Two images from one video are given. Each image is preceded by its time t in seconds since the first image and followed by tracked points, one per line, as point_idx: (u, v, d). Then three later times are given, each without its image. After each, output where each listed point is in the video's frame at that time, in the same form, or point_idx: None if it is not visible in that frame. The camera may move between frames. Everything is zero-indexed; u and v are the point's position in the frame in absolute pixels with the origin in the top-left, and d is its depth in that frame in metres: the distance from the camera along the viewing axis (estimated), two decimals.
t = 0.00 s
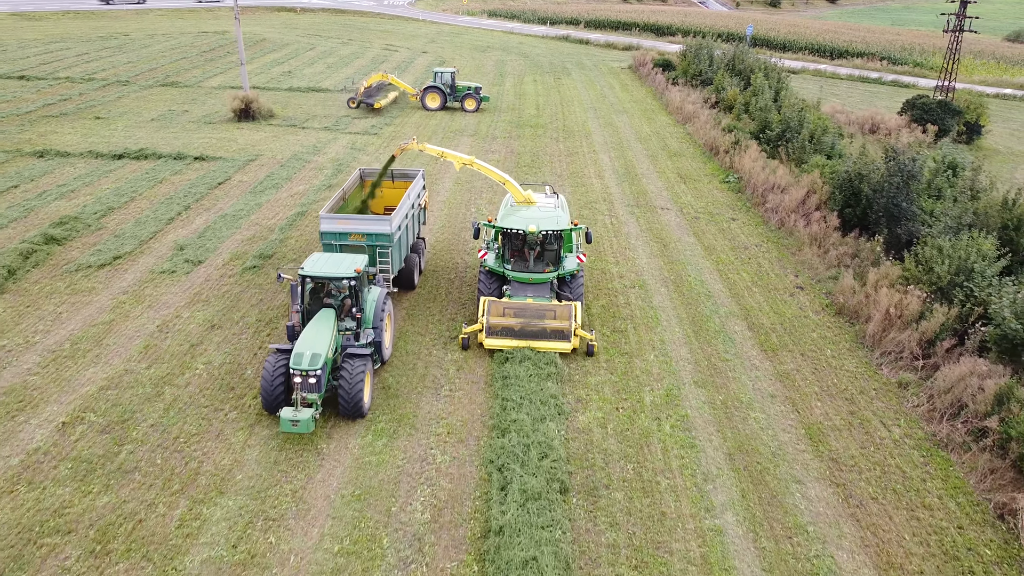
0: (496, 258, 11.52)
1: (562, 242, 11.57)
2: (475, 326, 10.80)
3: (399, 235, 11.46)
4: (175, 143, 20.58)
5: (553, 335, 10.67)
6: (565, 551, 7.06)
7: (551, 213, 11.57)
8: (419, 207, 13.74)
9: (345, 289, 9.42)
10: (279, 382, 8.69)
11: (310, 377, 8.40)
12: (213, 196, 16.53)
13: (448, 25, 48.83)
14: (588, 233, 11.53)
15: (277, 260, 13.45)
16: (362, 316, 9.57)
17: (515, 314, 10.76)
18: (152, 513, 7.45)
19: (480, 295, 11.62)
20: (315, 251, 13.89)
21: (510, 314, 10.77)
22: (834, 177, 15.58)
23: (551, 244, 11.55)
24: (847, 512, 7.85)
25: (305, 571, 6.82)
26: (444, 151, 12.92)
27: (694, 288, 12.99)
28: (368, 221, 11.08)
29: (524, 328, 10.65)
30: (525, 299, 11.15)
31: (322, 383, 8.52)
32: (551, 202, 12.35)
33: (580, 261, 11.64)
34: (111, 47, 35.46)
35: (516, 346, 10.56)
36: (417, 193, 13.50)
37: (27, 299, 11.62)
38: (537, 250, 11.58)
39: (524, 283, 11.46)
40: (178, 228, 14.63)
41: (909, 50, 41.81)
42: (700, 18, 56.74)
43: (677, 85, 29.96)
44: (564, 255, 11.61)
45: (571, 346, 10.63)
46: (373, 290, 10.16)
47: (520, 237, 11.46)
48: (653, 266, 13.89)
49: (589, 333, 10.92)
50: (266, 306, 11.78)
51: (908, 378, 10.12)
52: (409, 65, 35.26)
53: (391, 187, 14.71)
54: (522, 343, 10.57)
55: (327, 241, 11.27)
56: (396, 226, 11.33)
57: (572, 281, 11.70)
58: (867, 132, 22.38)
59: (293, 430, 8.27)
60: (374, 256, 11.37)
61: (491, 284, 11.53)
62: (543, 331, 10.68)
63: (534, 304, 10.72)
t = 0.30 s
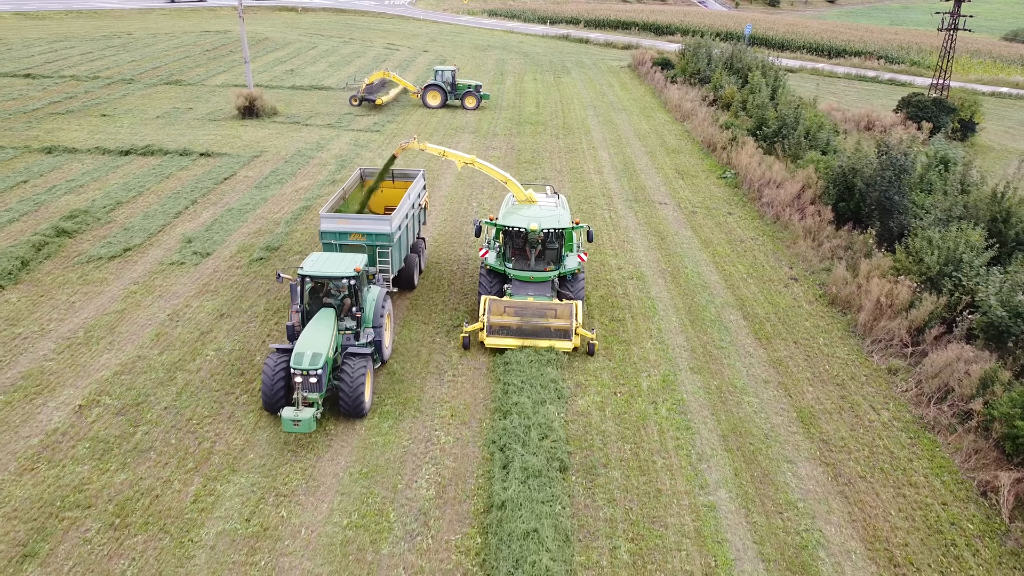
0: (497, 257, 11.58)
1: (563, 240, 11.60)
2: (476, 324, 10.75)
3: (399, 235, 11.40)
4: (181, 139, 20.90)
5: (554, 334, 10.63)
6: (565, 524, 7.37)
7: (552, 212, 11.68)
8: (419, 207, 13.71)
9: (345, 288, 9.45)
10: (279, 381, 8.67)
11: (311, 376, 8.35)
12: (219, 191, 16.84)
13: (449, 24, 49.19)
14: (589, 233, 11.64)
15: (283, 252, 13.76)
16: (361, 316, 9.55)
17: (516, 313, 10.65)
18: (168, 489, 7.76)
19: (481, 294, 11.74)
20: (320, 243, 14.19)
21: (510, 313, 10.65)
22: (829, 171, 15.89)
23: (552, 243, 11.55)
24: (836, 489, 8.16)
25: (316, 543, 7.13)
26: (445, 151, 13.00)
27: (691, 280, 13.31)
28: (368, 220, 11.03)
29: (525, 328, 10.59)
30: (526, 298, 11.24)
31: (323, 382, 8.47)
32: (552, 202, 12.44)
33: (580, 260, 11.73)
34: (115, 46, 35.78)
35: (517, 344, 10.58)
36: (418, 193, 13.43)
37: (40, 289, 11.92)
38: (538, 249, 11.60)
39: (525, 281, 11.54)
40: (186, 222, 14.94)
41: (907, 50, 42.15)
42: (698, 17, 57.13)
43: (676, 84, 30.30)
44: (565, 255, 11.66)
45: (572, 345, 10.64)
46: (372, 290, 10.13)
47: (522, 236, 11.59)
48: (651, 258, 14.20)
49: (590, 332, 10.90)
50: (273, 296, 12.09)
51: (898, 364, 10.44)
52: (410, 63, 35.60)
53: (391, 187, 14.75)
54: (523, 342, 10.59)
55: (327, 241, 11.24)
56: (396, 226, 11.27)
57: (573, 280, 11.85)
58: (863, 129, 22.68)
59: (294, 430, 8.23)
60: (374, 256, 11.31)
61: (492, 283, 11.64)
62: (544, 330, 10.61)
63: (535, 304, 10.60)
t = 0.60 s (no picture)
0: (498, 257, 11.53)
1: (564, 241, 11.58)
2: (478, 324, 10.76)
3: (399, 236, 11.42)
4: (186, 136, 21.18)
5: (556, 334, 10.66)
6: (566, 502, 7.65)
7: (553, 212, 11.66)
8: (420, 207, 13.64)
9: (345, 289, 9.38)
10: (280, 382, 8.61)
11: (312, 377, 8.31)
12: (225, 186, 17.13)
13: (450, 24, 49.49)
14: (591, 233, 11.57)
15: (289, 245, 14.04)
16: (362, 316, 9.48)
17: (519, 313, 10.70)
18: (182, 470, 8.03)
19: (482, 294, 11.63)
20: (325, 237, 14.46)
21: (513, 313, 10.69)
22: (825, 167, 16.18)
23: (554, 243, 11.53)
24: (827, 470, 8.44)
25: (325, 519, 7.40)
26: (446, 151, 12.94)
27: (689, 272, 13.59)
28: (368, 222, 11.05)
29: (526, 328, 10.61)
30: (528, 299, 11.22)
31: (325, 383, 8.43)
32: (553, 201, 12.44)
33: (581, 261, 11.72)
34: (118, 46, 36.05)
35: (519, 345, 10.55)
36: (418, 193, 13.33)
37: (53, 281, 12.20)
38: (540, 249, 11.60)
39: (527, 281, 11.53)
40: (194, 216, 15.22)
41: (904, 49, 42.45)
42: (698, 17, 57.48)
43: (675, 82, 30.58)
44: (566, 255, 11.65)
45: (573, 345, 10.63)
46: (372, 290, 10.09)
47: (523, 237, 11.55)
48: (650, 252, 14.48)
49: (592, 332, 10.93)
50: (280, 287, 12.38)
51: (890, 353, 10.71)
52: (412, 63, 35.89)
53: (391, 187, 14.66)
54: (525, 342, 10.57)
55: (327, 241, 11.27)
56: (396, 227, 11.29)
57: (574, 280, 11.85)
58: (860, 126, 22.96)
59: (296, 431, 8.16)
60: (374, 257, 11.35)
61: (493, 284, 11.55)
62: (546, 330, 10.66)
63: (537, 303, 10.68)
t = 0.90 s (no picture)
0: (500, 257, 11.47)
1: (567, 240, 11.44)
2: (480, 324, 10.73)
3: (400, 237, 11.36)
4: (191, 133, 21.43)
5: (558, 334, 10.61)
6: (567, 482, 7.92)
7: (556, 212, 11.59)
8: (421, 208, 13.52)
9: (346, 290, 9.28)
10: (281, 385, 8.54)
11: (314, 380, 8.26)
12: (231, 182, 17.38)
13: (451, 23, 49.75)
14: (594, 233, 11.41)
15: (295, 238, 14.29)
16: (364, 317, 9.39)
17: (520, 314, 10.65)
18: (196, 451, 8.29)
19: (483, 295, 11.56)
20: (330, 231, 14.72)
21: (514, 313, 10.65)
22: (821, 163, 16.44)
23: (556, 243, 11.40)
24: (821, 453, 8.70)
25: (335, 498, 7.66)
26: (447, 151, 12.91)
27: (688, 265, 13.84)
28: (369, 222, 11.02)
29: (528, 328, 10.58)
30: (529, 299, 11.14)
31: (326, 385, 8.40)
32: (555, 202, 12.40)
33: (584, 261, 11.63)
34: (122, 45, 36.31)
35: (520, 345, 10.52)
36: (418, 194, 13.17)
37: (64, 273, 12.47)
38: (542, 249, 11.45)
39: (529, 281, 11.44)
40: (201, 211, 15.48)
41: (903, 48, 42.67)
42: (697, 17, 57.75)
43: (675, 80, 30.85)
44: (568, 255, 11.53)
45: (577, 345, 10.60)
46: (374, 290, 10.00)
47: (525, 236, 11.41)
48: (649, 245, 14.74)
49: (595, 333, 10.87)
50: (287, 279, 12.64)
51: (883, 342, 10.98)
52: (413, 61, 36.14)
53: (392, 188, 14.60)
54: (527, 342, 10.53)
55: (329, 241, 11.24)
56: (398, 228, 11.23)
57: (576, 280, 11.81)
58: (857, 123, 23.21)
59: (298, 433, 8.11)
60: (376, 257, 11.28)
61: (495, 284, 11.47)
62: (547, 331, 10.61)
63: (539, 304, 10.60)
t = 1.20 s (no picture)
0: (502, 257, 11.48)
1: (570, 241, 11.45)
2: (482, 327, 10.64)
3: (402, 238, 11.18)
4: (196, 131, 21.68)
5: (560, 336, 10.59)
6: (569, 463, 8.18)
7: (559, 212, 11.55)
8: (423, 209, 13.39)
9: (348, 291, 9.23)
10: (282, 387, 8.49)
11: (315, 382, 8.24)
12: (236, 178, 17.63)
13: (451, 22, 50.04)
14: (598, 234, 11.29)
15: (301, 233, 14.55)
16: (366, 318, 9.36)
17: (522, 314, 10.64)
18: (209, 435, 8.55)
19: (486, 296, 11.47)
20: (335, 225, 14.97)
21: (516, 314, 10.65)
22: (819, 159, 16.72)
23: (559, 244, 11.41)
24: (815, 438, 8.95)
25: (344, 479, 7.91)
26: (450, 151, 12.95)
27: (687, 259, 14.08)
28: (370, 222, 10.83)
29: (530, 329, 10.55)
30: (532, 300, 11.01)
31: (328, 387, 8.38)
32: (558, 202, 12.39)
33: (586, 262, 11.61)
34: (125, 43, 36.54)
35: (523, 347, 10.38)
36: (420, 195, 13.05)
37: (75, 265, 12.72)
38: (545, 249, 11.44)
39: (531, 282, 11.40)
40: (208, 206, 15.73)
41: (902, 47, 42.97)
42: (697, 16, 58.12)
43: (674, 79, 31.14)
44: (571, 255, 11.53)
45: (579, 347, 10.50)
46: (376, 292, 9.97)
47: (528, 237, 11.40)
48: (649, 240, 14.99)
49: (598, 335, 10.78)
50: (294, 272, 12.89)
51: (877, 332, 11.23)
52: (415, 60, 36.42)
53: (392, 189, 14.48)
54: (529, 344, 10.42)
55: (329, 242, 11.05)
56: (400, 228, 11.06)
57: (579, 281, 11.74)
58: (855, 120, 23.47)
59: (300, 436, 8.12)
60: (377, 258, 11.09)
61: (497, 284, 11.42)
62: (550, 332, 10.59)
63: (541, 304, 10.63)
